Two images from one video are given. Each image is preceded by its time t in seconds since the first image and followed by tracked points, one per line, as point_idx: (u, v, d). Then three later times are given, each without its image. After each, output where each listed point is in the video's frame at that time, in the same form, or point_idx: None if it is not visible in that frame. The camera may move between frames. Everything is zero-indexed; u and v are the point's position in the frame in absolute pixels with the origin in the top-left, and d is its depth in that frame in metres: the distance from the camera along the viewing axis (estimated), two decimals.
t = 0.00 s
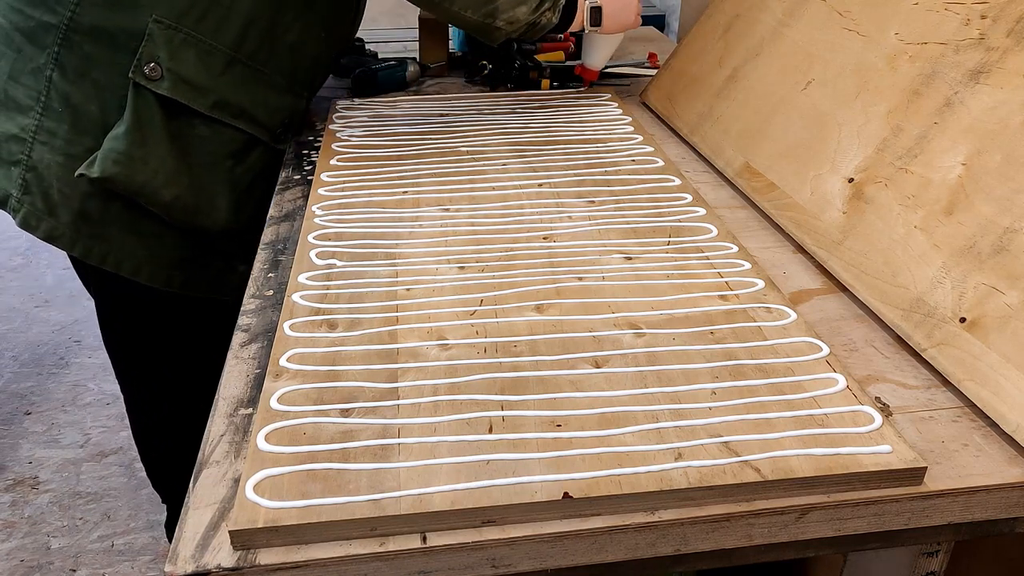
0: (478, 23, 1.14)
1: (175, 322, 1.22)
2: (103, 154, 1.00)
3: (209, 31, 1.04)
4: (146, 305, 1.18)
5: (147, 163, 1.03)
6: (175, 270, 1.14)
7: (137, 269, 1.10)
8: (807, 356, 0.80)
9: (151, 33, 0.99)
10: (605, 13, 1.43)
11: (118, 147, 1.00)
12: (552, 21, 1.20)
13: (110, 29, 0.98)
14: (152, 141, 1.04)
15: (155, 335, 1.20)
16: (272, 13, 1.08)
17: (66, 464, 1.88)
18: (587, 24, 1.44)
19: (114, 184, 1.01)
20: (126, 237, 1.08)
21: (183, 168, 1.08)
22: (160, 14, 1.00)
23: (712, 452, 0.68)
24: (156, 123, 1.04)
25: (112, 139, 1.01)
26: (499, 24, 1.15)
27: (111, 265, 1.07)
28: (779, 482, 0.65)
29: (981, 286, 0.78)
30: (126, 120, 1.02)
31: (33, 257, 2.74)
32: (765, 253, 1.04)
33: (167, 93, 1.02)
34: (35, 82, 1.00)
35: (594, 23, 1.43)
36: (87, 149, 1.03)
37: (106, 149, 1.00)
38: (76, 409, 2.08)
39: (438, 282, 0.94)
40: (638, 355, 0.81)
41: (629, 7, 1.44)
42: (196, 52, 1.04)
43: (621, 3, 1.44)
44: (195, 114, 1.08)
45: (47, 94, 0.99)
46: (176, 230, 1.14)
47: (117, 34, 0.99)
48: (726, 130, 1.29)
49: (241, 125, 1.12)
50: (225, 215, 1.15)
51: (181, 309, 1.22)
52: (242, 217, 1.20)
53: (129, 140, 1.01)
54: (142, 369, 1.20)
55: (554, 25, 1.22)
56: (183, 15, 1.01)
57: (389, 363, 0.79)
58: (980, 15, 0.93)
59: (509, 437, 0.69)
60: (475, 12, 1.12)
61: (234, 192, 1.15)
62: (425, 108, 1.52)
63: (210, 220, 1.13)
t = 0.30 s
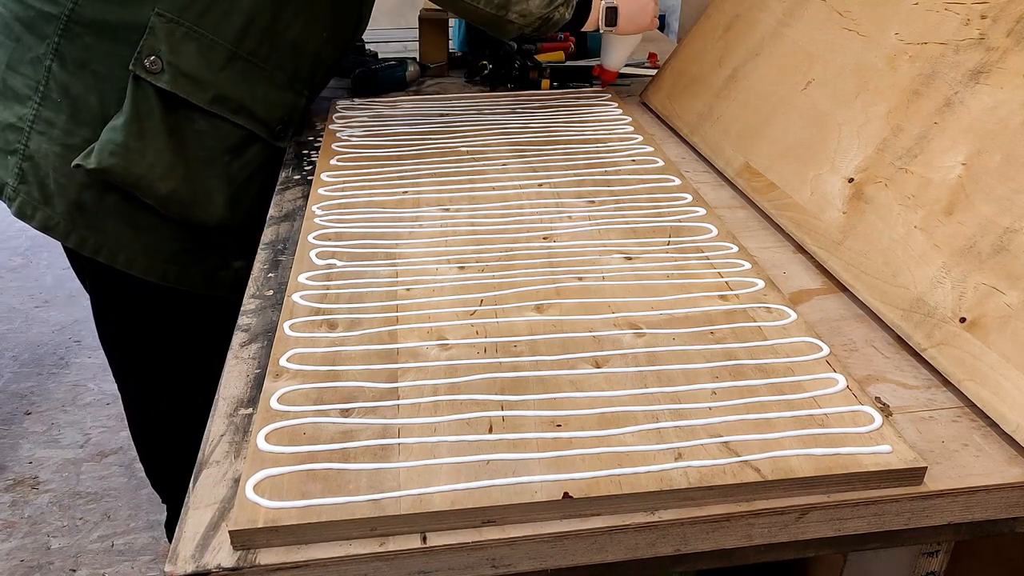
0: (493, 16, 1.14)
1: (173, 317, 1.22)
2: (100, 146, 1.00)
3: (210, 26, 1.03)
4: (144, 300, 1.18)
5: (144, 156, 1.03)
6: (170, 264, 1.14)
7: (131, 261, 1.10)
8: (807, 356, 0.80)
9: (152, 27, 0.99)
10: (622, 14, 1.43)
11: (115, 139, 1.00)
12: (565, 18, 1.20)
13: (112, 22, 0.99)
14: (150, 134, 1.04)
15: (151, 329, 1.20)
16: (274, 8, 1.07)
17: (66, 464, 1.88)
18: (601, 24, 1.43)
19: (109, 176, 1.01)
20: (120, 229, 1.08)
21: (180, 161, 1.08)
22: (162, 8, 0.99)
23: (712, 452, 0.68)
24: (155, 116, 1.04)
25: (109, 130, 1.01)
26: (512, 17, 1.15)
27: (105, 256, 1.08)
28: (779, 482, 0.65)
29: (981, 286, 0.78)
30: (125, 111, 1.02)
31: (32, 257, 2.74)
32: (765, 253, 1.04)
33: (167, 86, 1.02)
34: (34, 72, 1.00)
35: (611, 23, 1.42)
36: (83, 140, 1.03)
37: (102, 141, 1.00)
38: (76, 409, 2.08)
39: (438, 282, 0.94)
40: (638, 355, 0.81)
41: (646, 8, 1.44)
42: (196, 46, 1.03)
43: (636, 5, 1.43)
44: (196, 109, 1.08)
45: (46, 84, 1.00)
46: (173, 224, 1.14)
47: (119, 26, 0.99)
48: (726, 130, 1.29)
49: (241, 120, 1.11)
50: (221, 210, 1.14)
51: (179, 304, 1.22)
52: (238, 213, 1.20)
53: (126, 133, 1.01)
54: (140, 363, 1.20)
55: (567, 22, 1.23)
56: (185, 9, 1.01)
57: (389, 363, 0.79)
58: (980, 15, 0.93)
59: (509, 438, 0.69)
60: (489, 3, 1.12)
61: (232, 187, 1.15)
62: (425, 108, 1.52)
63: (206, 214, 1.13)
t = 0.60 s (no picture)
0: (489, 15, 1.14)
1: (168, 314, 1.21)
2: (93, 143, 1.00)
3: (206, 24, 1.03)
4: (138, 297, 1.17)
5: (137, 152, 1.03)
6: (165, 262, 1.13)
7: (124, 258, 1.09)
8: (807, 356, 0.80)
9: (147, 24, 1.00)
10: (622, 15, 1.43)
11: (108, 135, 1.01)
12: (562, 17, 1.22)
13: (108, 19, 1.00)
14: (143, 130, 1.04)
15: (145, 326, 1.20)
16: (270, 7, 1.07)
17: (66, 464, 1.88)
18: (600, 24, 1.43)
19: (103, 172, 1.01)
20: (115, 226, 1.07)
21: (174, 159, 1.07)
22: (157, 5, 1.00)
23: (712, 451, 0.68)
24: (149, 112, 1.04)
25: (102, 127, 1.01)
26: (508, 16, 1.15)
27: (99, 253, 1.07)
28: (779, 482, 0.65)
29: (981, 286, 0.78)
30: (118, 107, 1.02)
31: (32, 257, 2.74)
32: (765, 253, 1.04)
33: (160, 83, 1.02)
34: (28, 68, 1.01)
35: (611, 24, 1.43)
36: (77, 137, 1.03)
37: (96, 136, 1.00)
38: (76, 409, 2.08)
39: (438, 282, 0.94)
40: (638, 355, 0.81)
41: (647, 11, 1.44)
42: (191, 44, 1.03)
43: (638, 6, 1.43)
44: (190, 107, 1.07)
45: (39, 79, 1.00)
46: (169, 221, 1.13)
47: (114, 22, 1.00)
48: (726, 130, 1.29)
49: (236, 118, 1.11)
50: (216, 209, 1.14)
51: (173, 302, 1.21)
52: (235, 211, 1.19)
53: (120, 129, 1.02)
54: (135, 360, 1.21)
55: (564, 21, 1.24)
56: (179, 6, 1.01)
57: (389, 363, 0.79)
58: (980, 15, 0.93)
59: (509, 437, 0.69)
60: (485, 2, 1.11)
61: (226, 184, 1.14)
62: (425, 108, 1.52)
63: (201, 213, 1.12)
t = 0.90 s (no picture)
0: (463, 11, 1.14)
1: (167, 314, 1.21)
2: (80, 150, 1.00)
3: (190, 27, 1.04)
4: (135, 299, 1.17)
5: (125, 158, 1.03)
6: (156, 265, 1.13)
7: (115, 263, 1.09)
8: (807, 356, 0.80)
9: (130, 29, 1.00)
10: None
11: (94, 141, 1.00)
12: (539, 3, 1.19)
13: (91, 25, 0.99)
14: (130, 136, 1.03)
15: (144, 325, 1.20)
16: (254, 9, 1.07)
17: (66, 464, 1.88)
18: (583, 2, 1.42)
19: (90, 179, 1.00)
20: (104, 232, 1.07)
21: (162, 163, 1.07)
22: (140, 10, 1.00)
23: (712, 452, 0.68)
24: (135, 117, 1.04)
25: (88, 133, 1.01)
26: (482, 10, 1.15)
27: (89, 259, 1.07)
28: (778, 482, 0.65)
29: (980, 286, 0.78)
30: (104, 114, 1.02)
31: (32, 257, 2.74)
32: (765, 253, 1.04)
33: (145, 89, 1.02)
34: (14, 75, 1.01)
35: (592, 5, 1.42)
36: (64, 143, 1.03)
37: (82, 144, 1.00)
38: (76, 409, 2.08)
39: (438, 282, 0.94)
40: (638, 355, 0.81)
41: None
42: (176, 47, 1.03)
43: None
44: (178, 110, 1.07)
45: (24, 86, 1.00)
46: (159, 225, 1.12)
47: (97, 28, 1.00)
48: (726, 130, 1.29)
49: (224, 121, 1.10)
50: (207, 212, 1.13)
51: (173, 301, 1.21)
52: (228, 213, 1.18)
53: (106, 136, 1.01)
54: (131, 361, 1.21)
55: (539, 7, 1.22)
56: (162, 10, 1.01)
57: (389, 363, 0.79)
58: (980, 15, 0.93)
59: (509, 438, 0.69)
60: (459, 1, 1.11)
61: (215, 187, 1.13)
62: (425, 108, 1.52)
63: (191, 216, 1.11)
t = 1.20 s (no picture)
0: None
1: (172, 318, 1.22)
2: (66, 180, 0.98)
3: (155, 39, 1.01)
4: (133, 310, 1.17)
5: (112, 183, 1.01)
6: (156, 277, 1.13)
7: (117, 282, 1.10)
8: (807, 356, 0.80)
9: (95, 52, 0.97)
10: None
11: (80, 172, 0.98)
12: None
13: (56, 51, 0.97)
14: (115, 160, 1.02)
15: (149, 329, 1.20)
16: (218, 12, 1.04)
17: (66, 464, 1.88)
18: None
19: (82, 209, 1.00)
20: (101, 252, 1.08)
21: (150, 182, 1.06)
22: (101, 31, 0.97)
23: (712, 452, 0.68)
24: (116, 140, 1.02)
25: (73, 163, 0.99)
26: None
27: (92, 280, 1.08)
28: (778, 482, 0.65)
29: (980, 286, 0.78)
30: (86, 141, 1.00)
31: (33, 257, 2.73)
32: (765, 253, 1.04)
33: (121, 111, 1.00)
34: None
35: None
36: (48, 171, 1.02)
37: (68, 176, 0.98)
38: (76, 409, 2.08)
39: (437, 282, 0.94)
40: (638, 355, 0.81)
41: None
42: (143, 64, 1.01)
43: None
44: (158, 126, 1.05)
45: (1, 119, 0.99)
46: (153, 239, 1.12)
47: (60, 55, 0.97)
48: (725, 130, 1.29)
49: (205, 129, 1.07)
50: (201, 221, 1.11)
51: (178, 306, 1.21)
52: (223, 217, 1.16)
53: (90, 163, 0.99)
54: (132, 369, 1.22)
55: None
56: (125, 28, 0.98)
57: (389, 363, 0.79)
58: (980, 15, 0.93)
59: (509, 437, 0.69)
60: None
61: (207, 198, 1.11)
62: (425, 108, 1.52)
63: (185, 228, 1.10)
